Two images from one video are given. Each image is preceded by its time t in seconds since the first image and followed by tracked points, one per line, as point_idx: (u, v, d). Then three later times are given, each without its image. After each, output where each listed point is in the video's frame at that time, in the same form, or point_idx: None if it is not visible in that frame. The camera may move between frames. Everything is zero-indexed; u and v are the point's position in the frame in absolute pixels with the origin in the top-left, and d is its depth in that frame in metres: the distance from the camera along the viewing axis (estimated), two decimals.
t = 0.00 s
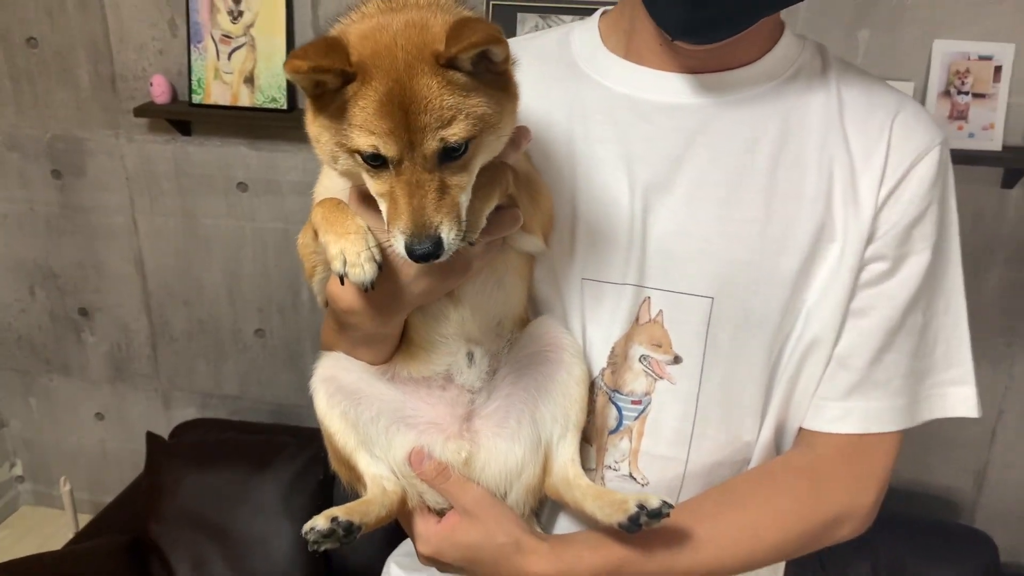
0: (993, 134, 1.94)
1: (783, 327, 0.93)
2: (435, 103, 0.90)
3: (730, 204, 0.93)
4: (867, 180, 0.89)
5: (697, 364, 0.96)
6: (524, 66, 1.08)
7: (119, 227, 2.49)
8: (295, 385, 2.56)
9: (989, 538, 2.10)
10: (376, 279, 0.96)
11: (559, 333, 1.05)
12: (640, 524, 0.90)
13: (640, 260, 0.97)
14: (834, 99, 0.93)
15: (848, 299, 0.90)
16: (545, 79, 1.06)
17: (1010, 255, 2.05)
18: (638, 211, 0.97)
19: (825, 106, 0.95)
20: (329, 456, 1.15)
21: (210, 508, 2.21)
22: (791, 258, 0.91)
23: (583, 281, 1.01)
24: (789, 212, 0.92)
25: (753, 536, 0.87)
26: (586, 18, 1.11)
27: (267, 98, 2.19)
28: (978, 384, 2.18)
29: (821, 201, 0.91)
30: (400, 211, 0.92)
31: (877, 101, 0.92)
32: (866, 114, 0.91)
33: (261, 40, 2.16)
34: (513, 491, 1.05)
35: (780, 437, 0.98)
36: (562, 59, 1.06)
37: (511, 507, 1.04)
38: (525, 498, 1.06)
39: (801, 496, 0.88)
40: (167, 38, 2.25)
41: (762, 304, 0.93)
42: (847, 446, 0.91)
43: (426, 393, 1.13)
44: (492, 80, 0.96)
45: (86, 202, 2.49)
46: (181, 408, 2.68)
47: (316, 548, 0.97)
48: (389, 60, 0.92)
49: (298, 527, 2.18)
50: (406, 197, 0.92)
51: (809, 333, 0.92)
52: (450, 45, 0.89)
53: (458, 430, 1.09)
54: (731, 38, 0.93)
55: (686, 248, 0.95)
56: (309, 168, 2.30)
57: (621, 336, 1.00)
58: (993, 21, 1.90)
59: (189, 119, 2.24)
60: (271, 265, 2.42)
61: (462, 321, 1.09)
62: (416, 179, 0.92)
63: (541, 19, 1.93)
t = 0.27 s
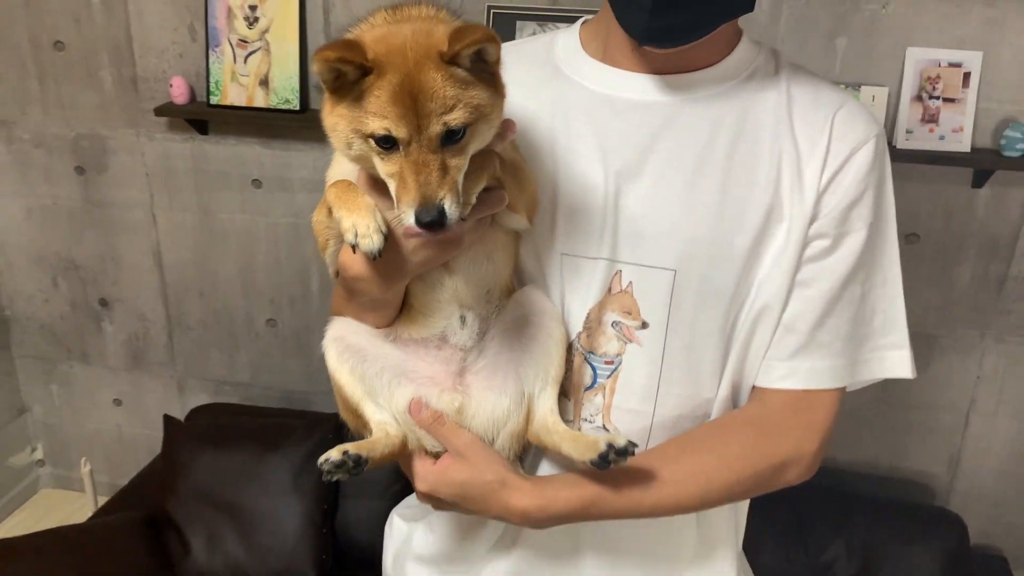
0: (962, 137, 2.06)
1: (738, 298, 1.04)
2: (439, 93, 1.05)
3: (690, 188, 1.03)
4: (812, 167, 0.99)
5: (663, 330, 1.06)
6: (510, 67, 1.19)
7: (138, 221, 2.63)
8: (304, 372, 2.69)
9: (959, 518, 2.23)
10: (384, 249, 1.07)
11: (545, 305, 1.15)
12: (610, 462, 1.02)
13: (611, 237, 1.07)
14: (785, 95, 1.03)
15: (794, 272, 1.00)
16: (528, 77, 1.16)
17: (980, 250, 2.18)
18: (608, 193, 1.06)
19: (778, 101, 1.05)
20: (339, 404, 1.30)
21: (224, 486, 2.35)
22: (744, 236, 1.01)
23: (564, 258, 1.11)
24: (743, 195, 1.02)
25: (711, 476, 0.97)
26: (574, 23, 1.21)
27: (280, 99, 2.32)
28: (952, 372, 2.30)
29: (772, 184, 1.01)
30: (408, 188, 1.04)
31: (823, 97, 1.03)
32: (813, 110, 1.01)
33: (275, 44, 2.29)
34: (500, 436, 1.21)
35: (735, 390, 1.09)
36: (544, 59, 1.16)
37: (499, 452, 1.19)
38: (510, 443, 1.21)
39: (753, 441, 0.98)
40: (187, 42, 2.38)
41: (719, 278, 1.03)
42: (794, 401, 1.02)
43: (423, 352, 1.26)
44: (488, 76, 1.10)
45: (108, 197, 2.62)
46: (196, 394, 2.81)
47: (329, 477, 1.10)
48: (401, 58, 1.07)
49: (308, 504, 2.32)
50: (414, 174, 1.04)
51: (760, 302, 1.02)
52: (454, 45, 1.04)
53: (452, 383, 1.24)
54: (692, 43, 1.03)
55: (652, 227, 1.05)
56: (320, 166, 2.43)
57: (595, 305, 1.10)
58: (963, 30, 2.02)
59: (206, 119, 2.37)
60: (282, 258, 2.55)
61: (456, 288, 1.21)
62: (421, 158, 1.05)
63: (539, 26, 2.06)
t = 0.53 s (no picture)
0: (942, 125, 2.14)
1: (705, 263, 1.13)
2: (426, 70, 1.15)
3: (661, 162, 1.12)
4: (771, 144, 1.08)
5: (636, 291, 1.16)
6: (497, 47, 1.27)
7: (154, 207, 2.74)
8: (311, 353, 2.80)
9: (938, 494, 2.32)
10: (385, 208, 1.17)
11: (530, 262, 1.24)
12: (587, 399, 1.14)
13: (590, 206, 1.16)
14: (748, 79, 1.12)
15: (755, 238, 1.10)
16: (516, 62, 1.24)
17: (962, 236, 2.26)
18: (587, 167, 1.15)
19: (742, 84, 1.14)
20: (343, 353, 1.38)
21: (235, 458, 2.46)
22: (710, 207, 1.10)
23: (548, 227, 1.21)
24: (709, 169, 1.11)
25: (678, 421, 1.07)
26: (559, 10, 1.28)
27: (290, 88, 2.42)
28: (934, 353, 2.37)
29: (735, 160, 1.10)
30: (402, 156, 1.14)
31: (782, 80, 1.11)
32: (773, 92, 1.10)
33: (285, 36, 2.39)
34: (489, 382, 1.31)
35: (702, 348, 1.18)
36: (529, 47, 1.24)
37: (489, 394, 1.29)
38: (499, 388, 1.31)
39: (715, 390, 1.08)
40: (201, 34, 2.49)
41: (686, 244, 1.12)
42: (754, 354, 1.11)
43: (420, 305, 1.36)
44: (471, 54, 1.20)
45: (125, 184, 2.74)
46: (208, 374, 2.93)
47: (335, 411, 1.21)
48: (392, 42, 1.18)
49: (314, 476, 2.42)
50: (406, 144, 1.15)
51: (724, 266, 1.12)
52: (440, 28, 1.14)
53: (446, 333, 1.33)
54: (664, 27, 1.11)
55: (627, 198, 1.14)
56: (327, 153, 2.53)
57: (576, 267, 1.20)
58: (943, 22, 2.10)
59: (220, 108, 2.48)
60: (291, 242, 2.65)
61: (450, 246, 1.31)
62: (413, 130, 1.16)
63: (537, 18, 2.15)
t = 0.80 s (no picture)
0: (929, 115, 2.22)
1: (687, 237, 1.21)
2: None
3: (651, 142, 1.20)
4: (750, 128, 1.15)
5: (627, 264, 1.25)
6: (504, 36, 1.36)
7: (170, 199, 2.85)
8: (323, 340, 2.90)
9: (927, 470, 2.42)
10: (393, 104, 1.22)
11: (539, 199, 1.29)
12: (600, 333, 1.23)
13: (584, 186, 1.25)
14: (733, 71, 1.19)
15: (728, 209, 1.16)
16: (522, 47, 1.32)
17: (948, 222, 2.35)
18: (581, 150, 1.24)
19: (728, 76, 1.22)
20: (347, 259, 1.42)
21: (252, 438, 2.57)
22: (693, 186, 1.18)
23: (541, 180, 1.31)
24: (693, 151, 1.19)
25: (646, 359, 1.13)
26: None
27: (302, 84, 2.51)
28: (923, 335, 2.47)
29: (717, 142, 1.17)
30: (403, 36, 1.20)
31: (764, 73, 1.19)
32: (756, 82, 1.18)
33: (298, 34, 2.48)
34: (482, 296, 1.36)
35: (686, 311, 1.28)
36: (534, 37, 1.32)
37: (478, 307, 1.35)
38: (491, 302, 1.37)
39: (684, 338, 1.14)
40: (216, 32, 2.58)
41: (669, 216, 1.20)
42: (723, 315, 1.16)
43: (423, 219, 1.42)
44: None
45: (143, 177, 2.84)
46: (224, 360, 3.04)
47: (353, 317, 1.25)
48: None
49: (328, 456, 2.54)
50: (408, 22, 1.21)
51: (700, 237, 1.19)
52: None
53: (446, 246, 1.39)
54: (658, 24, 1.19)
55: (617, 177, 1.22)
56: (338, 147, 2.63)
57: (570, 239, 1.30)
58: (929, 16, 2.19)
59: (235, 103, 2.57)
60: (303, 233, 2.75)
61: (451, 163, 1.38)
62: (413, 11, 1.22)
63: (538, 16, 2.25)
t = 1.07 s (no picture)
0: (919, 101, 2.29)
1: (693, 226, 1.23)
2: None
3: (656, 137, 1.21)
4: (753, 121, 1.18)
5: (634, 253, 1.25)
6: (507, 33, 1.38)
7: (180, 195, 2.91)
8: (331, 331, 2.96)
9: (923, 447, 2.49)
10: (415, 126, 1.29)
11: (547, 209, 1.30)
12: (620, 319, 1.24)
13: (591, 176, 1.25)
14: (733, 64, 1.22)
15: (736, 201, 1.19)
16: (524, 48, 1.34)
17: (940, 205, 2.41)
18: (588, 140, 1.24)
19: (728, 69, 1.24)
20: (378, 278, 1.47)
21: (263, 428, 2.65)
22: (700, 175, 1.19)
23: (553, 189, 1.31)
24: (698, 141, 1.20)
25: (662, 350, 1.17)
26: None
27: (309, 80, 2.56)
28: (917, 316, 2.53)
29: (722, 134, 1.19)
30: (420, 53, 1.29)
31: (764, 67, 1.22)
32: (756, 76, 1.20)
33: (303, 31, 2.53)
34: (505, 306, 1.37)
35: (692, 295, 1.29)
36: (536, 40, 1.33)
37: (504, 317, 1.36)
38: (513, 310, 1.37)
39: (698, 327, 1.18)
40: (223, 31, 2.64)
41: (677, 209, 1.21)
42: (733, 302, 1.20)
43: (446, 236, 1.44)
44: None
45: (153, 174, 2.91)
46: (234, 352, 3.11)
47: (373, 336, 1.30)
48: None
49: (339, 443, 2.61)
50: (424, 41, 1.29)
51: (708, 227, 1.22)
52: None
53: (469, 260, 1.41)
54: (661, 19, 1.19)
55: (625, 167, 1.23)
56: (344, 141, 2.69)
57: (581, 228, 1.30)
58: (918, 4, 2.25)
59: (242, 99, 2.63)
60: (311, 226, 2.82)
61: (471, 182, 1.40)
62: (427, 29, 1.30)
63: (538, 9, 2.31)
